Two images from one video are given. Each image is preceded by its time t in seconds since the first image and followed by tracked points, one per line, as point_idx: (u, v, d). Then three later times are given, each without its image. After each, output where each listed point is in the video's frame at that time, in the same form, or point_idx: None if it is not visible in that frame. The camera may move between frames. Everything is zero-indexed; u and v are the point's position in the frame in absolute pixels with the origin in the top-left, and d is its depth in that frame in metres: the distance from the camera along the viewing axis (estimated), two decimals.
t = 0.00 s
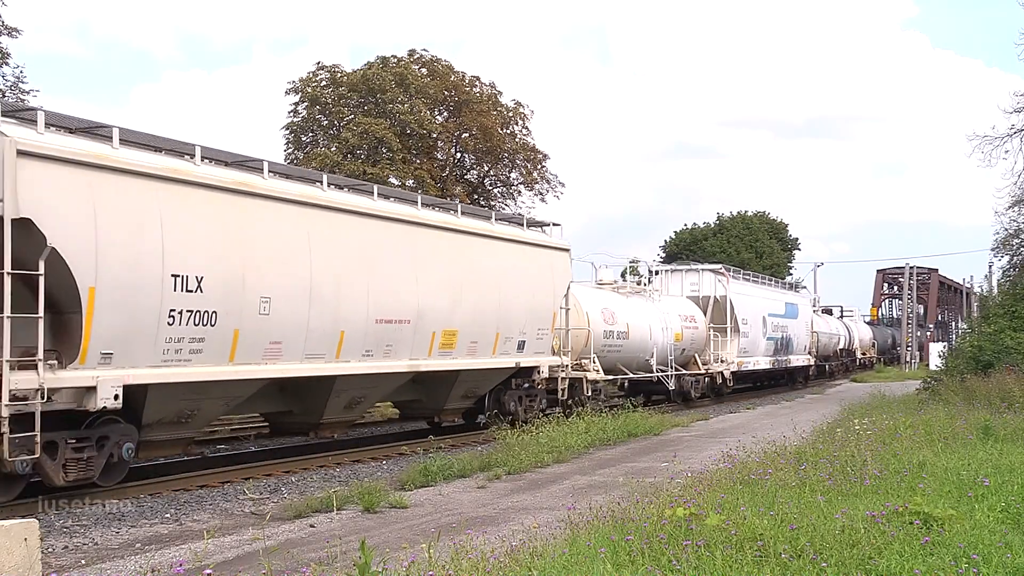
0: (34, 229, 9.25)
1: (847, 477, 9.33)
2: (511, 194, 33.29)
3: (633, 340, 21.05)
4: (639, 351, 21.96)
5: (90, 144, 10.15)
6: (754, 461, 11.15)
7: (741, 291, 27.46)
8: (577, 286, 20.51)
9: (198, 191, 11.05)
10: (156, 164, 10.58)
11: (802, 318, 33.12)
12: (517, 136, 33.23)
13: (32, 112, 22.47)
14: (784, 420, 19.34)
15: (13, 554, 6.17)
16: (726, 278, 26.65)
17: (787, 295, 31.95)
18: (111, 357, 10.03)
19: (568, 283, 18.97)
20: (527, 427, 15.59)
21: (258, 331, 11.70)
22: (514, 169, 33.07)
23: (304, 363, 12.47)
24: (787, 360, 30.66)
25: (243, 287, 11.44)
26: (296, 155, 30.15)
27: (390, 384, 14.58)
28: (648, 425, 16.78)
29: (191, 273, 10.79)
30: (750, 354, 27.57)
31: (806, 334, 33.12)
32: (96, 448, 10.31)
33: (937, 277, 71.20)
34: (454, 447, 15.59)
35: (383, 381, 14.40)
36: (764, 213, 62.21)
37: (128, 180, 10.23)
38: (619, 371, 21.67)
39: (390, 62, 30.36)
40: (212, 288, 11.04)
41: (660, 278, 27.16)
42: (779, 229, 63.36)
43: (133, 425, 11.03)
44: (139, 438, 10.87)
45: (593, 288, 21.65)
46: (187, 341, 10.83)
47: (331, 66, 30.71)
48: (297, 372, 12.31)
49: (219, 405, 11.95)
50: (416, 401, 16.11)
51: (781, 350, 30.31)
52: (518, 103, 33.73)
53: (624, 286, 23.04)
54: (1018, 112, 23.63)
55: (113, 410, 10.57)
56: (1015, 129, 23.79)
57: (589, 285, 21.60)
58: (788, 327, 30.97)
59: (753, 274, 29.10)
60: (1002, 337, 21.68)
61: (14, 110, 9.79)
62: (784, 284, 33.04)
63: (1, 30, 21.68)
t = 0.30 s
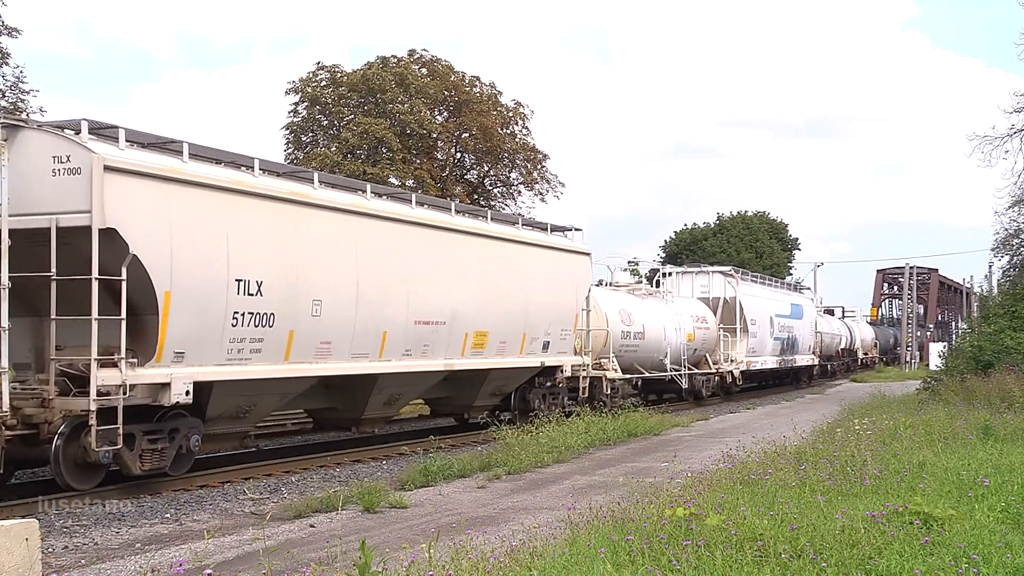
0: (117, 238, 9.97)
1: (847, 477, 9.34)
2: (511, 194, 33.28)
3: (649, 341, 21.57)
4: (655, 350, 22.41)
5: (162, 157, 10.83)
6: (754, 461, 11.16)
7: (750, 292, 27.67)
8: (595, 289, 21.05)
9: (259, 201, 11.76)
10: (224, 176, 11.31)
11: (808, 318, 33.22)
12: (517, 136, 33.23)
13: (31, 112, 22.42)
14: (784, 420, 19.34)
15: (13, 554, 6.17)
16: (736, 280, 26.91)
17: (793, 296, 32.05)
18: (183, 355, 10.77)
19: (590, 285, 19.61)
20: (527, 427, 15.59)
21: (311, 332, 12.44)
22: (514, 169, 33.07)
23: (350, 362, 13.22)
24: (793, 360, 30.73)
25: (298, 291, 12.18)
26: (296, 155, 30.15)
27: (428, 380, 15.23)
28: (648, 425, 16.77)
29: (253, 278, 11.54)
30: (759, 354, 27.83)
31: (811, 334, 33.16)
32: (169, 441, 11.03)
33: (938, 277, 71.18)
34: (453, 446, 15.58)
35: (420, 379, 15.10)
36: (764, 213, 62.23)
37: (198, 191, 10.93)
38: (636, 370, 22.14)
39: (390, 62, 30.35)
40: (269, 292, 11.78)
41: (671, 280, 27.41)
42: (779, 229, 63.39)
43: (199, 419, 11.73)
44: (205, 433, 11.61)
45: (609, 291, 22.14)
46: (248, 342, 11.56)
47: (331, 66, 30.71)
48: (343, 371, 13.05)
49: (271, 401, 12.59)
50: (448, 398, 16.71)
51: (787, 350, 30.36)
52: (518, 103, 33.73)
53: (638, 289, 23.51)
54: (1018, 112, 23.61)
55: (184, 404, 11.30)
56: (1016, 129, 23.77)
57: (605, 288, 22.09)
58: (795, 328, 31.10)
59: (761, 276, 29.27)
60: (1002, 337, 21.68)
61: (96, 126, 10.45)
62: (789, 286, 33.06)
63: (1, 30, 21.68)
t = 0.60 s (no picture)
0: (188, 245, 10.95)
1: (847, 477, 9.33)
2: (512, 194, 33.27)
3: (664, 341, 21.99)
4: (669, 351, 22.77)
5: (223, 170, 11.75)
6: (754, 461, 11.15)
7: (758, 293, 27.76)
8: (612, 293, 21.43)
9: (310, 210, 12.67)
10: (280, 188, 12.26)
11: (813, 319, 33.30)
12: (517, 136, 33.23)
13: (32, 112, 22.38)
14: (784, 420, 19.34)
15: (13, 554, 6.17)
16: (745, 281, 27.07)
17: (798, 298, 32.16)
18: (244, 354, 11.67)
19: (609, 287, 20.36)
20: (527, 427, 15.59)
21: (356, 333, 13.36)
22: (514, 169, 33.06)
23: (391, 361, 14.12)
24: (799, 360, 30.73)
25: (345, 294, 13.10)
26: (296, 155, 30.14)
27: (461, 378, 16.06)
28: (648, 425, 16.77)
29: (306, 282, 12.46)
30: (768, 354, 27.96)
31: (815, 335, 33.20)
32: (229, 434, 12.00)
33: (937, 277, 71.18)
34: (453, 446, 15.58)
35: (453, 378, 15.92)
36: (764, 213, 62.23)
37: (256, 201, 11.85)
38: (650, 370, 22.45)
39: (390, 62, 30.34)
40: (320, 296, 12.70)
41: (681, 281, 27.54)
42: (779, 229, 63.39)
43: (255, 413, 12.66)
44: (259, 427, 12.62)
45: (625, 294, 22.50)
46: (302, 341, 12.47)
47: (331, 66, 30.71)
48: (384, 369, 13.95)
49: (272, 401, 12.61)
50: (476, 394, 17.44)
51: (793, 351, 30.39)
52: (518, 103, 33.72)
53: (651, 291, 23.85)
54: (1018, 112, 23.57)
55: (243, 400, 12.27)
56: (1015, 129, 23.73)
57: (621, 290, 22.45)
58: (800, 328, 31.17)
59: (768, 277, 29.40)
60: (1002, 337, 21.67)
61: (167, 141, 11.42)
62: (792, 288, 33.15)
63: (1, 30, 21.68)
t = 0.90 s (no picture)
0: (247, 251, 11.66)
1: (847, 477, 9.34)
2: (512, 194, 33.27)
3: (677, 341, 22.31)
4: (683, 351, 23.01)
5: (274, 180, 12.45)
6: (754, 461, 11.16)
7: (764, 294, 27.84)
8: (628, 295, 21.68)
9: (354, 216, 13.38)
10: (327, 198, 12.97)
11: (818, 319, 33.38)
12: (517, 135, 33.24)
13: (33, 113, 22.37)
14: (785, 420, 19.35)
15: (13, 554, 6.17)
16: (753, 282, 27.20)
17: (803, 299, 32.23)
18: (297, 353, 12.38)
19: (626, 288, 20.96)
20: (527, 427, 15.59)
21: (396, 333, 14.04)
22: (514, 169, 33.06)
23: (429, 360, 14.77)
24: (804, 360, 30.72)
25: (386, 296, 13.80)
26: (296, 155, 30.14)
27: (490, 377, 16.65)
28: (648, 425, 16.76)
29: (352, 285, 13.16)
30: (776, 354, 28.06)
31: (819, 335, 33.24)
32: (283, 428, 12.71)
33: (937, 277, 71.18)
34: (454, 447, 15.60)
35: (484, 376, 16.52)
36: (764, 213, 62.26)
37: (307, 210, 12.56)
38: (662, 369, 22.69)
39: (390, 62, 30.32)
40: (365, 298, 13.41)
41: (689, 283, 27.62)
42: (779, 229, 63.44)
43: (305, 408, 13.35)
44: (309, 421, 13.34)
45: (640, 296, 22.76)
46: (348, 341, 13.16)
47: (331, 66, 30.72)
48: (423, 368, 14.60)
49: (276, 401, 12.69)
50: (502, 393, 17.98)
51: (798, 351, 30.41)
52: (518, 103, 33.73)
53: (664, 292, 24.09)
54: (1017, 112, 23.55)
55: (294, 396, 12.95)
56: (1015, 129, 23.68)
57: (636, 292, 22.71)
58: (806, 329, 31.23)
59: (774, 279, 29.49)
60: (1002, 337, 21.67)
61: (227, 154, 12.14)
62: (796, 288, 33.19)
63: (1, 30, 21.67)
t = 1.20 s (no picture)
0: (300, 258, 12.29)
1: (847, 477, 9.33)
2: (511, 194, 33.26)
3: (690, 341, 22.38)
4: (696, 351, 23.08)
5: (321, 190, 13.02)
6: (754, 461, 11.16)
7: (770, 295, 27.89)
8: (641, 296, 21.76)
9: (393, 223, 13.90)
10: (371, 207, 13.54)
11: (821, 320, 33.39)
12: (517, 136, 33.24)
13: (33, 113, 22.37)
14: (785, 421, 19.34)
15: (13, 554, 6.17)
16: (760, 283, 27.30)
17: (808, 300, 32.27)
18: (344, 352, 12.96)
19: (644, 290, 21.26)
20: (527, 427, 15.58)
21: (433, 333, 14.57)
22: (514, 169, 33.05)
23: (462, 359, 15.24)
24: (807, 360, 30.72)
25: (424, 298, 14.32)
26: (296, 154, 30.13)
27: (515, 376, 17.01)
28: (648, 425, 16.76)
29: (393, 288, 13.74)
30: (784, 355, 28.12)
31: (822, 335, 33.24)
32: (331, 422, 13.42)
33: (937, 277, 71.18)
34: (454, 447, 15.59)
35: (510, 375, 16.90)
36: (764, 213, 62.28)
37: (352, 218, 13.16)
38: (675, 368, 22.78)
39: (390, 62, 30.31)
40: (404, 300, 13.97)
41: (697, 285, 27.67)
42: (779, 229, 63.48)
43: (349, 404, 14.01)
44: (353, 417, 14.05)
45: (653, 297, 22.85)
46: (389, 341, 13.73)
47: (331, 66, 30.74)
48: (457, 367, 15.12)
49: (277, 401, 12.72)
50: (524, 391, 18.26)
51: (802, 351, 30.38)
52: (518, 103, 33.73)
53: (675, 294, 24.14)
54: (1017, 111, 23.53)
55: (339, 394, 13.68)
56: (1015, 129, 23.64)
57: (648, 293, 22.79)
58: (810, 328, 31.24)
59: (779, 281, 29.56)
60: (1002, 336, 21.67)
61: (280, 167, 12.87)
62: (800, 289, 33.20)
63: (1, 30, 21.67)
